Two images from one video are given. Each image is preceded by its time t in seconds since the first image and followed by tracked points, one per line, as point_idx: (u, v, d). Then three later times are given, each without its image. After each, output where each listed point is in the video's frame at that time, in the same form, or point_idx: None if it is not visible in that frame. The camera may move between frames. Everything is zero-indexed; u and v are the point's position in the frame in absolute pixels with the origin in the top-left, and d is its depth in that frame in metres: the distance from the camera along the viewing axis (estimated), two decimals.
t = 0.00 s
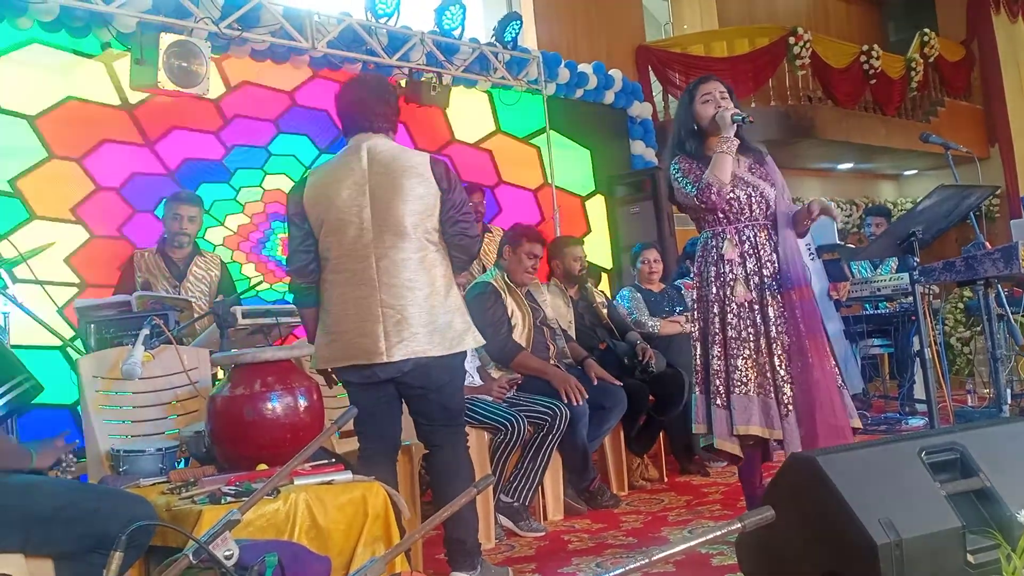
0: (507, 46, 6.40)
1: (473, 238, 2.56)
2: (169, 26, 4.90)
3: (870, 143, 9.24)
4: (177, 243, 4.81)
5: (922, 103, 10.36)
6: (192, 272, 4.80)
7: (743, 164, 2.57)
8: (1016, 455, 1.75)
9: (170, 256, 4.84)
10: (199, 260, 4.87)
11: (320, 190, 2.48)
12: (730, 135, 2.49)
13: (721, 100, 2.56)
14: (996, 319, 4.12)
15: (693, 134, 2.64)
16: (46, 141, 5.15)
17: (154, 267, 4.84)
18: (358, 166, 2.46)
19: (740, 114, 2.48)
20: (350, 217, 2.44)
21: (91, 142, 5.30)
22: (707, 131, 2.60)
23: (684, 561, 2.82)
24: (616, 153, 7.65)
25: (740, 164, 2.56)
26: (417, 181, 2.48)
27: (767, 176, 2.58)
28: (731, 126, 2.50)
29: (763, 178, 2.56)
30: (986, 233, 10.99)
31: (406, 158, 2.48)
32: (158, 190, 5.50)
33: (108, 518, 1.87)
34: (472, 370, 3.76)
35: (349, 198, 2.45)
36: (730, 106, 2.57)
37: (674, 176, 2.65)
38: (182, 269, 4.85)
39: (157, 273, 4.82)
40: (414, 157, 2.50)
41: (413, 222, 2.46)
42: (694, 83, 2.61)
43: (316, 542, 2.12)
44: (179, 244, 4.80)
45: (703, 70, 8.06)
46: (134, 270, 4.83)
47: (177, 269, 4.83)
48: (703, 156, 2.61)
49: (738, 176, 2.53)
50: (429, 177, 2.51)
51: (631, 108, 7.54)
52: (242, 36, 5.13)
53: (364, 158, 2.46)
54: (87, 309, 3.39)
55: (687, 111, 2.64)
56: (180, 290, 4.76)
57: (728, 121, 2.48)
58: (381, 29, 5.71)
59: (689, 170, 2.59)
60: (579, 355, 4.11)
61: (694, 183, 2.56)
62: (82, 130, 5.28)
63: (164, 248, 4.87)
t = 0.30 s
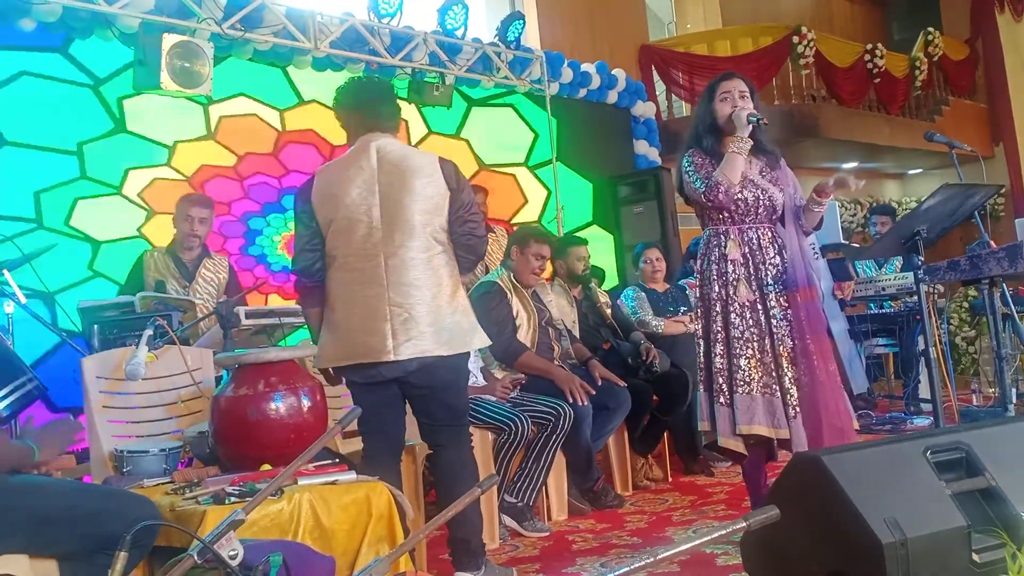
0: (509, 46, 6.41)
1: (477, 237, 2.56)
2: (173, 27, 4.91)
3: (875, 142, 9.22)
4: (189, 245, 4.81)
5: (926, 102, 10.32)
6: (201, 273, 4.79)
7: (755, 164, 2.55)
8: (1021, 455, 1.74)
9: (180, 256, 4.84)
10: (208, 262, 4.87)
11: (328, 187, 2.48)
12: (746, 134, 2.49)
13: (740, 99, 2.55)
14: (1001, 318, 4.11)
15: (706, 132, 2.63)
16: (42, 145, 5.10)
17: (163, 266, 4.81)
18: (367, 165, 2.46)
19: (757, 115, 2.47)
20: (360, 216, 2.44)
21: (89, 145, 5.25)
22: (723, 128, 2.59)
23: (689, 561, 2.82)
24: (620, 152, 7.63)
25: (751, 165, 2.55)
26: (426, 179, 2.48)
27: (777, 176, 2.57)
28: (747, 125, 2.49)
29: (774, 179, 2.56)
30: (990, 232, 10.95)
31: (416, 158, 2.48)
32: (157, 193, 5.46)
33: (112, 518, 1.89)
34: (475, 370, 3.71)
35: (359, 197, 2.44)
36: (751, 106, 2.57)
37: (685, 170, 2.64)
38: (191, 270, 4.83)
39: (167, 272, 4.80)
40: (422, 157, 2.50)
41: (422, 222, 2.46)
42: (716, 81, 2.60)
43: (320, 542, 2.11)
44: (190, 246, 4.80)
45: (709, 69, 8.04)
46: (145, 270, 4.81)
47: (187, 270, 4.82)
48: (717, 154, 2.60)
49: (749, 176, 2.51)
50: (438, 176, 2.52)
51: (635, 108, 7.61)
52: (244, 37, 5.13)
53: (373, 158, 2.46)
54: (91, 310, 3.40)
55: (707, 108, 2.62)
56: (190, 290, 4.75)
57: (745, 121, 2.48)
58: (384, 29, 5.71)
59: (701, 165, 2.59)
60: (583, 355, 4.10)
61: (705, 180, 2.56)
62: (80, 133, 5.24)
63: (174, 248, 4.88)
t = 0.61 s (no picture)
0: (511, 47, 6.42)
1: (479, 238, 2.57)
2: (175, 29, 4.90)
3: (877, 142, 9.22)
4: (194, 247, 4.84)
5: (928, 102, 10.31)
6: (205, 276, 4.81)
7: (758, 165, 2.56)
8: None
9: (186, 259, 4.87)
10: (212, 265, 4.88)
11: (331, 189, 2.49)
12: (752, 134, 2.50)
13: (752, 100, 2.56)
14: (1003, 318, 4.11)
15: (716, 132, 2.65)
16: (48, 145, 5.10)
17: (169, 269, 4.85)
18: (368, 167, 2.47)
19: (763, 117, 2.49)
20: (360, 219, 2.45)
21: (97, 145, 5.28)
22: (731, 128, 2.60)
23: (692, 561, 2.83)
24: (622, 153, 7.64)
25: (756, 167, 2.56)
26: (425, 181, 2.49)
27: (783, 176, 2.56)
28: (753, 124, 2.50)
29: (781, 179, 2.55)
30: (993, 232, 10.94)
31: (416, 160, 2.49)
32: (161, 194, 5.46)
33: (117, 519, 1.90)
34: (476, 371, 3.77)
35: (359, 199, 2.46)
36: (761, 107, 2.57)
37: (691, 170, 2.66)
38: (195, 272, 4.86)
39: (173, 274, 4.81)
40: (424, 160, 2.51)
41: (421, 225, 2.47)
42: (728, 79, 2.61)
43: (324, 543, 2.12)
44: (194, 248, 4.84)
45: (711, 70, 8.07)
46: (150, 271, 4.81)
47: (192, 272, 4.84)
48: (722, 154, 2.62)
49: (751, 177, 2.51)
50: (440, 179, 2.53)
51: (637, 109, 7.63)
52: (247, 38, 5.13)
53: (373, 160, 2.47)
54: (95, 312, 3.41)
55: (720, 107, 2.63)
56: (194, 292, 4.77)
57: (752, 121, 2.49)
58: (386, 31, 5.72)
59: (705, 165, 2.60)
60: (587, 356, 4.11)
61: (708, 180, 2.57)
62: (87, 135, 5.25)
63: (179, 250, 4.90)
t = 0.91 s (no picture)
0: (510, 49, 6.42)
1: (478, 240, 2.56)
2: (175, 31, 4.89)
3: (877, 142, 9.22)
4: (192, 249, 4.84)
5: (928, 103, 10.31)
6: (203, 277, 4.83)
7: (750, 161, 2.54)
8: None
9: (183, 260, 4.85)
10: (211, 265, 4.91)
11: (328, 192, 2.51)
12: (731, 138, 2.49)
13: (726, 103, 2.56)
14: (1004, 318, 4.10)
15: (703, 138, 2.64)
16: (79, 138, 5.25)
17: (166, 270, 4.77)
18: (365, 170, 2.48)
19: (735, 119, 2.49)
20: (356, 222, 2.46)
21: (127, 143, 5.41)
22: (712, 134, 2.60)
23: (691, 563, 2.83)
24: (623, 154, 7.64)
25: (751, 165, 2.54)
26: (423, 184, 2.49)
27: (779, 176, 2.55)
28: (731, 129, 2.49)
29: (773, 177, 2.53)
30: (993, 233, 10.94)
31: (413, 162, 2.49)
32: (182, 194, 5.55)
33: (118, 521, 1.90)
34: (476, 371, 3.70)
35: (355, 202, 2.47)
36: (741, 108, 2.56)
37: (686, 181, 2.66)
38: (193, 274, 4.85)
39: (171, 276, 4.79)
40: (421, 162, 2.51)
41: (417, 229, 2.46)
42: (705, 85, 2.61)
43: (324, 544, 2.12)
44: (192, 249, 4.82)
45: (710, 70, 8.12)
46: (147, 273, 4.78)
47: (189, 273, 4.83)
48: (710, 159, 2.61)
49: (741, 179, 2.51)
50: (437, 182, 2.52)
51: (637, 109, 7.66)
52: (247, 40, 5.14)
53: (370, 162, 2.48)
54: (95, 313, 3.41)
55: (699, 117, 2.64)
56: (192, 293, 4.77)
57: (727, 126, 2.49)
58: (386, 32, 5.71)
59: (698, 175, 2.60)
60: (587, 357, 4.11)
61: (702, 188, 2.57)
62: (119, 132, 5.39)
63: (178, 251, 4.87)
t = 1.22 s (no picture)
0: (511, 49, 6.41)
1: (474, 240, 2.56)
2: (175, 32, 4.89)
3: (878, 142, 9.20)
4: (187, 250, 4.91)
5: (930, 102, 10.32)
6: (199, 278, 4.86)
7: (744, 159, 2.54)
8: None
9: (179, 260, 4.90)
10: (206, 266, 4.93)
11: (325, 194, 2.51)
12: (722, 160, 2.46)
13: (728, 109, 2.53)
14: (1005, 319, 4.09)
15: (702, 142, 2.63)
16: (122, 123, 5.24)
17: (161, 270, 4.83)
18: (361, 170, 2.48)
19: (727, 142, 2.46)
20: (352, 222, 2.45)
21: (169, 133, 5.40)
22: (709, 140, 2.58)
23: (692, 564, 2.82)
24: (624, 155, 7.63)
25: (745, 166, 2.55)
26: (420, 185, 2.48)
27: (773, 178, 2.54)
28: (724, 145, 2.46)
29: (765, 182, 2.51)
30: (994, 232, 10.92)
31: (410, 162, 2.48)
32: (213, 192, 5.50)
33: (118, 523, 1.90)
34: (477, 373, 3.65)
35: (352, 203, 2.46)
36: (741, 115, 2.54)
37: (681, 187, 2.68)
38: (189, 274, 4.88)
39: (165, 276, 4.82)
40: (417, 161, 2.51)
41: (416, 229, 2.47)
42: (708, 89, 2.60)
43: (323, 546, 2.12)
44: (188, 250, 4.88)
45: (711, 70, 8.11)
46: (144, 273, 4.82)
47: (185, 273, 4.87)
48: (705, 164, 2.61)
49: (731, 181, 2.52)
50: (432, 181, 2.51)
51: (638, 109, 7.65)
52: (248, 40, 5.14)
53: (366, 161, 2.49)
54: (95, 314, 3.40)
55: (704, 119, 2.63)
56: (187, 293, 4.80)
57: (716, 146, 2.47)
58: (387, 32, 5.68)
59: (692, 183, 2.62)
60: (590, 358, 4.09)
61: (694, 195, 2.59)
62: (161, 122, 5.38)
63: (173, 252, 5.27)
